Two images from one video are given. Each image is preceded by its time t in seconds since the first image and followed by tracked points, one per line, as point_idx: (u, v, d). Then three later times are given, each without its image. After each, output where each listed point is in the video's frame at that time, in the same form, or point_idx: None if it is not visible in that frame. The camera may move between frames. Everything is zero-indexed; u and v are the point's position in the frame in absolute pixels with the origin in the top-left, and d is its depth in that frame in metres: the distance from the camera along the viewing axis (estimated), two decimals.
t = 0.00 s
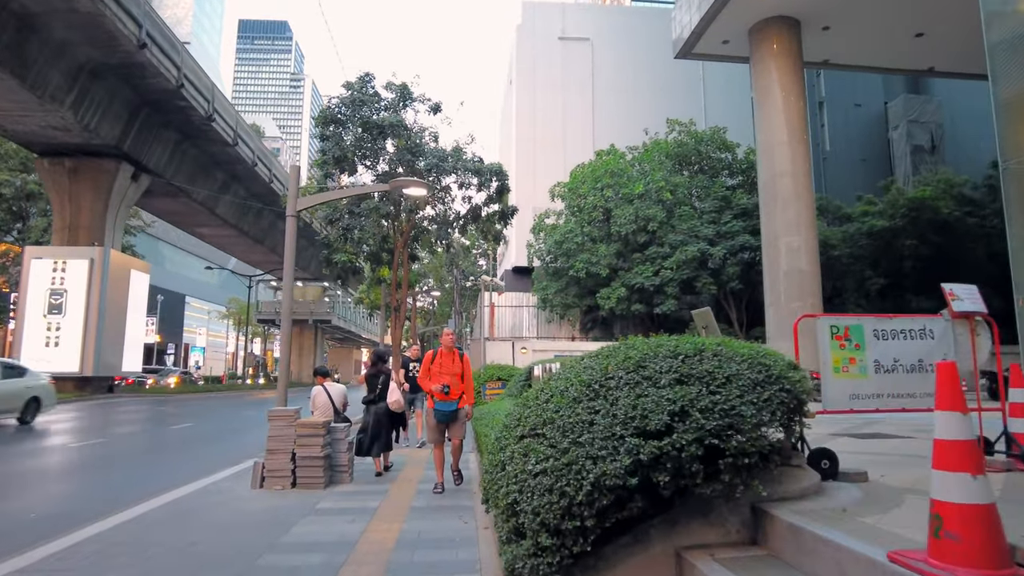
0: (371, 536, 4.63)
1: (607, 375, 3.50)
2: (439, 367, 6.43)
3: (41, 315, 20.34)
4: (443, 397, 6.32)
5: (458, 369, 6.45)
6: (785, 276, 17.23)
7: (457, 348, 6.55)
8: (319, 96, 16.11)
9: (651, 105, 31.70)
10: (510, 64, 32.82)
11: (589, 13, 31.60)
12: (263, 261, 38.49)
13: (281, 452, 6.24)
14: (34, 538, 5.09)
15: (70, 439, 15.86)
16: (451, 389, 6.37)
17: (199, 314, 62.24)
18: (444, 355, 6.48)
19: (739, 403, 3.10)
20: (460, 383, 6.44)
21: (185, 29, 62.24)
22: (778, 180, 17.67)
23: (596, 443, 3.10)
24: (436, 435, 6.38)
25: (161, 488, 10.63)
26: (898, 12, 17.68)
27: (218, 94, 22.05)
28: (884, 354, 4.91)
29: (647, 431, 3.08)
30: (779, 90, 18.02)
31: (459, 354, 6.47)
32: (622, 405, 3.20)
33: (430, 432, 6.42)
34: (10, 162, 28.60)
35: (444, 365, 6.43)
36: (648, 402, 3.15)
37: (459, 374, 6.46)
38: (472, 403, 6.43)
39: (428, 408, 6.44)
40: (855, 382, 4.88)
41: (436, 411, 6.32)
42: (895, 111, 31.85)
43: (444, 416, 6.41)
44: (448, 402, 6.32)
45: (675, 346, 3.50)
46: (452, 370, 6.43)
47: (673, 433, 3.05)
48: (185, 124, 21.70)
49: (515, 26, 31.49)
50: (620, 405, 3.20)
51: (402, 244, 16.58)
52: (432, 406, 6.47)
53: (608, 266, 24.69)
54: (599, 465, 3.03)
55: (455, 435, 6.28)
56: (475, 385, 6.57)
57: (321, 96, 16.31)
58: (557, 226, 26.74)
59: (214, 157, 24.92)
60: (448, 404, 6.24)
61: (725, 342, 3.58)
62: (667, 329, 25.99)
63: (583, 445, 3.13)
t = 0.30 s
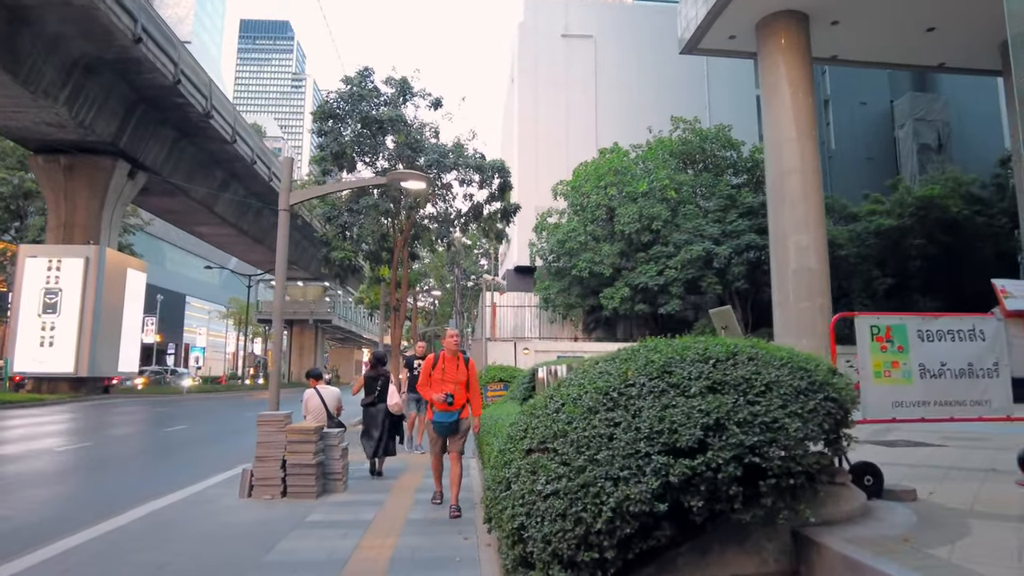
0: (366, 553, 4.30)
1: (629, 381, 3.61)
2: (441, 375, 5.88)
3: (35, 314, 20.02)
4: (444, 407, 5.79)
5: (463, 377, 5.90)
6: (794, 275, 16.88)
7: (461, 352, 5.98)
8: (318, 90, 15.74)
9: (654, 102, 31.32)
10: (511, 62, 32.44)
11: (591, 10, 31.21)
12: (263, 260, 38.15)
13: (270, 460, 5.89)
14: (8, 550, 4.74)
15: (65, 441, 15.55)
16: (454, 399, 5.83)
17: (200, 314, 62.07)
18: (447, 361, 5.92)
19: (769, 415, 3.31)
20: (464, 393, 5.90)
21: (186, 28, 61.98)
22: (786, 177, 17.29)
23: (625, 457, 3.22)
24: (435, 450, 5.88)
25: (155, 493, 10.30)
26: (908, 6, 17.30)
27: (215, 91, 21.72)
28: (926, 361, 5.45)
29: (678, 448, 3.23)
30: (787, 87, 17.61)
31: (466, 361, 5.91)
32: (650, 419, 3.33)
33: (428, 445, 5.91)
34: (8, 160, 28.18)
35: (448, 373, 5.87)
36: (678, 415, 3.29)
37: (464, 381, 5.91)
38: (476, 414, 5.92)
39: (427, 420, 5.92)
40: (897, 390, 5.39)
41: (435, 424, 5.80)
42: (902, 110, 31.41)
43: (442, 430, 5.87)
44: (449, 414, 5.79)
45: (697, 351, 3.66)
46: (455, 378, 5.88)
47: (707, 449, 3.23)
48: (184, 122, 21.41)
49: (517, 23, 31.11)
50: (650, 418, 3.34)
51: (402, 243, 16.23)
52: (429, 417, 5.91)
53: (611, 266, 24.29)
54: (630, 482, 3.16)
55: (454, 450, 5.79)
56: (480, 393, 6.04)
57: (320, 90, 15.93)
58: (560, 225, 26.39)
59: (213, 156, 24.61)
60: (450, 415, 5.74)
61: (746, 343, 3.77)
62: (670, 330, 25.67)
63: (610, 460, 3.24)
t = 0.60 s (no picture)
0: (350, 565, 4.00)
1: (640, 377, 3.37)
2: (436, 368, 5.42)
3: (27, 313, 19.63)
4: (439, 403, 5.34)
5: (461, 371, 5.45)
6: (798, 272, 16.55)
7: (458, 343, 5.54)
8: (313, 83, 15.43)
9: (656, 99, 30.99)
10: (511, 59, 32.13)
11: (591, 6, 30.89)
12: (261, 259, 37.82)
13: (253, 463, 5.57)
14: None
15: (55, 441, 15.25)
16: (450, 395, 5.38)
17: (198, 314, 61.77)
18: (443, 352, 5.46)
19: (799, 414, 3.05)
20: (461, 387, 5.47)
21: (185, 27, 61.79)
22: (790, 172, 16.96)
23: (638, 459, 2.96)
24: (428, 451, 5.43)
25: (142, 495, 9.96)
26: None
27: (210, 86, 21.41)
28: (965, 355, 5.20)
29: (697, 453, 2.96)
30: (791, 80, 17.26)
31: (464, 353, 5.45)
32: (666, 418, 3.07)
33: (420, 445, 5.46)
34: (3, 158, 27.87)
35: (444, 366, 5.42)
36: (696, 414, 3.04)
37: (460, 375, 5.47)
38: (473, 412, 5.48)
39: (418, 417, 5.47)
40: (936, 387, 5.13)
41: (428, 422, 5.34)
42: (905, 107, 31.03)
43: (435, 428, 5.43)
44: (444, 412, 5.36)
45: (713, 345, 3.42)
46: (452, 372, 5.43)
47: (731, 450, 2.97)
48: (179, 117, 21.10)
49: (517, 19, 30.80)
50: (666, 416, 3.07)
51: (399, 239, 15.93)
52: (421, 414, 5.46)
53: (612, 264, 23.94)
54: (644, 487, 2.88)
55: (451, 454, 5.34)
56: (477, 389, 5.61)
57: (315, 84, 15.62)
58: (560, 222, 26.06)
59: (209, 153, 24.30)
60: (446, 412, 5.29)
61: (768, 338, 3.54)
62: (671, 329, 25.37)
63: (620, 463, 2.98)
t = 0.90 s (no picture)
0: None
1: (661, 381, 3.06)
2: (420, 375, 4.75)
3: (18, 313, 19.42)
4: (424, 415, 4.65)
5: (448, 378, 4.79)
6: (804, 271, 16.21)
7: (443, 346, 4.88)
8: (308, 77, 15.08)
9: (657, 96, 30.62)
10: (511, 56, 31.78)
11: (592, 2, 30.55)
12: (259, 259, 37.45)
13: (235, 470, 5.23)
14: None
15: (46, 444, 14.92)
16: (437, 405, 4.70)
17: (197, 314, 61.40)
18: (427, 358, 4.80)
19: (852, 427, 2.74)
20: (450, 396, 4.79)
21: (184, 27, 61.52)
22: (796, 168, 16.60)
23: (664, 483, 2.69)
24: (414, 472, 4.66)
25: (136, 497, 9.67)
26: None
27: (206, 83, 21.05)
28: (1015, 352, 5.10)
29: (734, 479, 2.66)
30: (796, 75, 16.85)
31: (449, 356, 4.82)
32: (694, 436, 2.76)
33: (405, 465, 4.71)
34: None
35: (428, 371, 4.76)
36: (732, 430, 2.73)
37: (448, 382, 4.80)
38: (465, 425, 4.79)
39: (402, 432, 4.74)
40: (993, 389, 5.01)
41: (413, 436, 4.63)
42: (908, 104, 30.65)
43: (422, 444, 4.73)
44: (432, 424, 4.65)
45: (745, 344, 3.09)
46: (439, 378, 4.76)
47: (775, 471, 2.68)
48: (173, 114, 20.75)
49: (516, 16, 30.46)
50: (694, 433, 2.77)
51: (396, 237, 15.62)
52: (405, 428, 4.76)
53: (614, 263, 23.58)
54: (671, 516, 2.64)
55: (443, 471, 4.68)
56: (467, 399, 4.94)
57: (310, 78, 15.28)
58: (560, 221, 25.72)
59: (205, 151, 23.95)
60: (434, 425, 4.61)
61: (806, 335, 3.22)
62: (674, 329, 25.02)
63: (642, 489, 2.72)
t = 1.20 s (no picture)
0: None
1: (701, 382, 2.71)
2: (405, 371, 4.29)
3: (11, 312, 18.99)
4: (406, 417, 4.19)
5: (437, 373, 4.31)
6: (812, 268, 15.95)
7: (433, 338, 4.41)
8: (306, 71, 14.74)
9: (658, 93, 30.31)
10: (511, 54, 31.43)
11: None
12: (258, 258, 37.15)
13: (221, 476, 4.93)
14: None
15: (41, 444, 14.65)
16: (422, 405, 4.22)
17: (196, 314, 61.15)
18: (415, 351, 4.34)
19: (942, 437, 2.30)
20: (439, 394, 4.32)
21: (184, 26, 61.16)
22: (804, 164, 16.27)
23: (713, 506, 2.28)
24: (397, 478, 4.31)
25: (132, 499, 9.38)
26: None
27: (203, 79, 20.77)
28: None
29: (799, 499, 2.23)
30: (803, 69, 16.46)
31: (439, 349, 4.36)
32: (745, 445, 2.37)
33: (388, 471, 4.35)
34: None
35: (414, 367, 4.29)
36: (793, 440, 2.32)
37: (438, 378, 4.32)
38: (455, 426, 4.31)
39: (386, 434, 4.35)
40: None
41: (393, 441, 4.23)
42: (913, 102, 30.31)
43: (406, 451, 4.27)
44: (415, 427, 4.20)
45: (797, 338, 2.73)
46: (426, 374, 4.29)
47: (851, 492, 2.23)
48: (170, 110, 20.47)
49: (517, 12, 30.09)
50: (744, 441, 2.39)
51: (396, 234, 15.34)
52: (390, 431, 4.32)
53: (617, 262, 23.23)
54: (723, 548, 2.21)
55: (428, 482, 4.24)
56: (463, 395, 4.44)
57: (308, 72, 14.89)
58: (562, 219, 25.41)
59: (203, 148, 23.67)
60: (416, 428, 4.16)
61: (868, 330, 2.82)
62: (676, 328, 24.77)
63: (685, 510, 2.33)
